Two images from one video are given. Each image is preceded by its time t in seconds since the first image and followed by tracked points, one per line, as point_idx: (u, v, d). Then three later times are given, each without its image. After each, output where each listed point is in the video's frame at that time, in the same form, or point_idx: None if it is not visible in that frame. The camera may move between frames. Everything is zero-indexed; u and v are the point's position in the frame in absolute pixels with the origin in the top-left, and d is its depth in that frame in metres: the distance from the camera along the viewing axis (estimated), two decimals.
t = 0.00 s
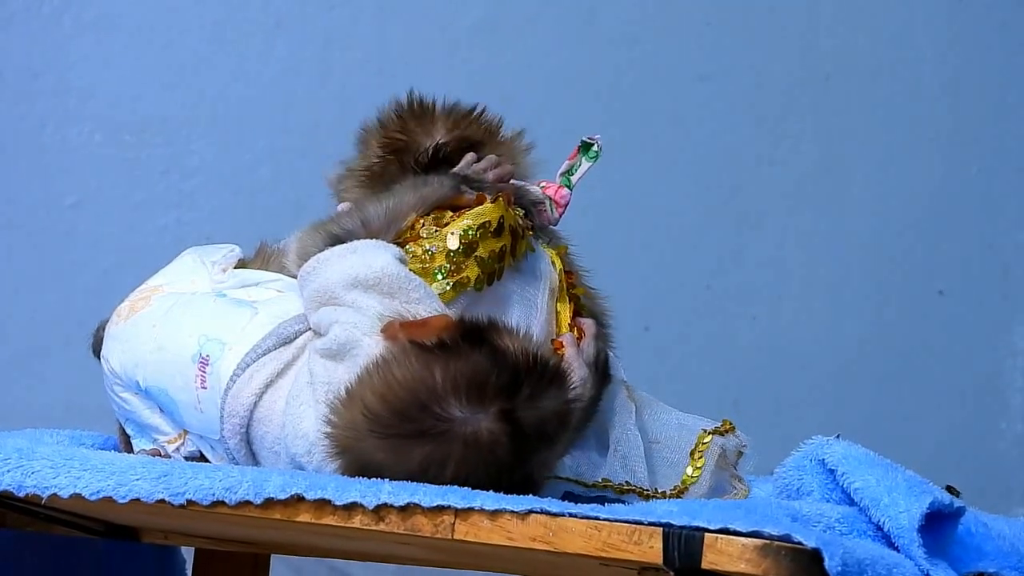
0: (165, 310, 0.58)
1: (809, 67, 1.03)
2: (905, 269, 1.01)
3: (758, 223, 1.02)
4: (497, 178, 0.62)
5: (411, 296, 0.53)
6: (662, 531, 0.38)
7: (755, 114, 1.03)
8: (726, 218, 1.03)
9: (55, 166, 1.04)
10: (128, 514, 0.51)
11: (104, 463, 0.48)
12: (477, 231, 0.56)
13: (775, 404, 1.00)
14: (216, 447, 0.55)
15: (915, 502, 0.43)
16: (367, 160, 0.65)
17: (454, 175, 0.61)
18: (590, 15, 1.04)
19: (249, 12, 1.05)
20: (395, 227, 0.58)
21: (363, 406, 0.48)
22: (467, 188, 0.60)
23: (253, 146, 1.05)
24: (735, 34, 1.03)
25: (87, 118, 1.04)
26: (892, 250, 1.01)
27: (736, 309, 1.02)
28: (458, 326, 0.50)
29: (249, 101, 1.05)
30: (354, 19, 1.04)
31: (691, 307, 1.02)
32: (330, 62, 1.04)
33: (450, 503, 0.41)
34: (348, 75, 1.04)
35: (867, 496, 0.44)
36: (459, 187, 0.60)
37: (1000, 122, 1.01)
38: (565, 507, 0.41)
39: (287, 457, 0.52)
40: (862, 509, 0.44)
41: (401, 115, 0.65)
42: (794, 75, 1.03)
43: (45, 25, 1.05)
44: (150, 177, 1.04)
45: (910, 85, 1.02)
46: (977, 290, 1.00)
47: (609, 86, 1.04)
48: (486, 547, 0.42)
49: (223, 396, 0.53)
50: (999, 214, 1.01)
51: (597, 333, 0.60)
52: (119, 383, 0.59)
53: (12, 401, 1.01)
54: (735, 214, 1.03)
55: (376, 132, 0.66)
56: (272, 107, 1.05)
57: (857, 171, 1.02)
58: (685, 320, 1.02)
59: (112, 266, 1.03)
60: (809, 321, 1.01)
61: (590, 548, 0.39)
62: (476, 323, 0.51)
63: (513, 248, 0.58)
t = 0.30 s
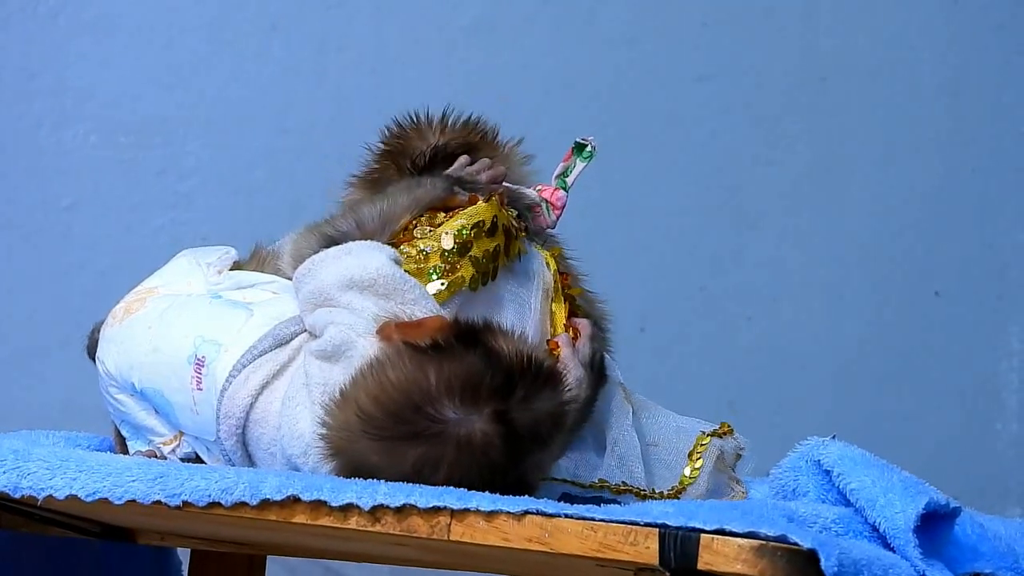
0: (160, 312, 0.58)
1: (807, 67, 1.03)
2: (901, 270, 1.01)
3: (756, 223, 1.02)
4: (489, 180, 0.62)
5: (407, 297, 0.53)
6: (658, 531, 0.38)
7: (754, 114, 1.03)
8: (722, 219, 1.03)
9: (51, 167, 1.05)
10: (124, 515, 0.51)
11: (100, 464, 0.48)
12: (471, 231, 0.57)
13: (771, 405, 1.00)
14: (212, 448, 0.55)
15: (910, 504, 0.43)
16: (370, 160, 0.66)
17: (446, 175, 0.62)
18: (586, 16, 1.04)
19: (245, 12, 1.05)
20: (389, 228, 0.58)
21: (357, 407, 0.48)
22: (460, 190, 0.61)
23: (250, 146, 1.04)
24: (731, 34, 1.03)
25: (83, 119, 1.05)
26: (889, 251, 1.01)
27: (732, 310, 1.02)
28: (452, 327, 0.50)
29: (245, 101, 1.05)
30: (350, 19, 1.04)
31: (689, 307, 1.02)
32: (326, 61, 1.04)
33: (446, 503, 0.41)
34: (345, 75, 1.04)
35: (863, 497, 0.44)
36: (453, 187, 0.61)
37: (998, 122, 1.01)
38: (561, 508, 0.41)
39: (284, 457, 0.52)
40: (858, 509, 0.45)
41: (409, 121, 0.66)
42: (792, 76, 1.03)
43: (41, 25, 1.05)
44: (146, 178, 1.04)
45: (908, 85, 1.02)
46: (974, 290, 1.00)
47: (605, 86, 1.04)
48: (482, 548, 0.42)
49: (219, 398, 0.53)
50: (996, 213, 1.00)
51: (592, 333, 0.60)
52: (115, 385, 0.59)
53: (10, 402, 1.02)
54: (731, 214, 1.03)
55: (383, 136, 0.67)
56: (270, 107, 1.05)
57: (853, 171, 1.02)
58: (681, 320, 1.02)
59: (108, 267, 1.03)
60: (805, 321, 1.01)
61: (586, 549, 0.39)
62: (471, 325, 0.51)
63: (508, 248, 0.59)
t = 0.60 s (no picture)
0: (160, 313, 0.58)
1: (805, 71, 1.03)
2: (898, 273, 1.01)
3: (755, 226, 1.02)
4: (491, 183, 0.62)
5: (405, 299, 0.53)
6: (656, 534, 0.38)
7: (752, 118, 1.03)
8: (720, 222, 1.03)
9: (48, 169, 1.04)
10: (122, 516, 0.51)
11: (97, 466, 0.48)
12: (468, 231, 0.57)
13: (768, 408, 1.00)
14: (210, 450, 0.55)
15: (909, 506, 0.43)
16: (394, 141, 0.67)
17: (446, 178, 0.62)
18: (584, 18, 1.04)
19: (243, 13, 1.05)
20: (387, 229, 0.59)
21: (354, 409, 0.48)
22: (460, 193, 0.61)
23: (248, 148, 1.04)
24: (729, 37, 1.04)
25: (80, 121, 1.04)
26: (887, 254, 1.01)
27: (730, 313, 1.02)
28: (449, 329, 0.50)
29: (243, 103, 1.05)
30: (347, 21, 1.04)
31: (687, 310, 1.02)
32: (324, 63, 1.05)
33: (444, 506, 0.41)
34: (343, 76, 1.04)
35: (861, 500, 0.44)
36: (451, 189, 0.61)
37: (995, 125, 1.01)
38: (559, 510, 0.41)
39: (281, 459, 0.52)
40: (856, 512, 0.45)
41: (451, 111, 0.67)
42: (790, 79, 1.03)
43: (38, 27, 1.05)
44: (144, 180, 1.04)
45: (906, 88, 1.02)
46: (971, 293, 1.00)
47: (603, 88, 1.04)
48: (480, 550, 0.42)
49: (217, 400, 0.53)
50: (994, 216, 1.00)
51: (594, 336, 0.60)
52: (113, 386, 0.59)
53: (6, 404, 1.01)
54: (729, 217, 1.03)
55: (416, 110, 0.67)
56: (269, 109, 1.05)
57: (850, 175, 1.02)
58: (678, 323, 1.02)
59: (104, 269, 1.03)
60: (802, 324, 1.01)
61: (584, 551, 0.39)
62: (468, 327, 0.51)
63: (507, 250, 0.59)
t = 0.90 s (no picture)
0: (159, 315, 0.59)
1: (805, 72, 1.03)
2: (898, 273, 1.01)
3: (755, 227, 1.03)
4: (495, 181, 0.61)
5: (399, 301, 0.53)
6: (656, 535, 0.38)
7: (751, 119, 1.03)
8: (717, 222, 1.03)
9: (47, 170, 1.04)
10: (121, 517, 0.51)
11: (96, 468, 0.48)
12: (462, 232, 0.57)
13: (767, 408, 1.00)
14: (210, 452, 0.55)
15: (909, 507, 0.43)
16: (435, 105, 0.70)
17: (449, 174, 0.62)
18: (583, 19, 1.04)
19: (242, 14, 1.05)
20: (379, 232, 0.59)
21: (347, 420, 0.49)
22: (459, 192, 0.60)
23: (247, 149, 1.04)
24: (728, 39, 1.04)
25: (80, 122, 1.04)
26: (886, 255, 1.01)
27: (728, 313, 1.02)
28: (436, 333, 0.50)
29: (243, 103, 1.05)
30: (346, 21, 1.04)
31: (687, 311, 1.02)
32: (323, 63, 1.04)
33: (443, 507, 0.41)
34: (343, 76, 1.04)
35: (861, 501, 0.44)
36: (450, 188, 0.61)
37: (994, 126, 1.01)
38: (559, 511, 0.41)
39: (281, 461, 0.52)
40: (856, 513, 0.45)
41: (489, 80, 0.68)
42: (789, 80, 1.03)
43: (37, 28, 1.05)
44: (143, 181, 1.04)
45: (905, 89, 1.02)
46: (971, 294, 1.00)
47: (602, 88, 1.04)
48: (480, 551, 0.42)
49: (216, 401, 0.53)
50: (993, 217, 1.00)
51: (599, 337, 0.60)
52: (114, 387, 0.59)
53: (6, 405, 1.02)
54: (728, 218, 1.03)
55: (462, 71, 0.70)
56: (269, 110, 1.05)
57: (850, 175, 1.02)
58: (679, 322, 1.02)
59: (104, 269, 1.03)
60: (802, 325, 1.01)
61: (584, 552, 0.39)
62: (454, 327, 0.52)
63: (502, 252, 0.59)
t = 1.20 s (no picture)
0: (156, 316, 0.59)
1: (804, 72, 1.03)
2: (898, 273, 1.01)
3: (755, 227, 1.03)
4: (498, 182, 0.63)
5: (390, 303, 0.53)
6: (655, 534, 0.38)
7: (751, 120, 1.03)
8: (717, 222, 1.03)
9: (47, 171, 1.04)
10: (117, 518, 0.51)
11: (95, 469, 0.48)
12: (452, 235, 0.58)
13: (767, 407, 1.00)
14: (208, 452, 0.55)
15: (907, 506, 0.43)
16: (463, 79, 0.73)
17: (449, 178, 0.63)
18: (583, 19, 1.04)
19: (243, 15, 1.05)
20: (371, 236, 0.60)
21: (340, 438, 0.49)
22: (454, 196, 0.61)
23: (246, 151, 1.04)
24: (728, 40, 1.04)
25: (80, 123, 1.04)
26: (886, 255, 1.01)
27: (728, 313, 1.02)
28: (409, 333, 0.51)
29: (243, 103, 1.05)
30: (346, 21, 1.04)
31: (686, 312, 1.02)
32: (323, 64, 1.04)
33: (442, 507, 0.41)
34: (342, 76, 1.04)
35: (860, 500, 0.44)
36: (446, 193, 0.61)
37: (994, 125, 1.01)
38: (558, 512, 0.41)
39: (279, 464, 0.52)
40: (855, 512, 0.45)
41: (509, 57, 0.70)
42: (789, 80, 1.03)
43: (37, 29, 1.05)
44: (143, 182, 1.04)
45: (905, 89, 1.02)
46: (971, 293, 1.00)
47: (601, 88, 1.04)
48: (479, 551, 0.42)
49: (213, 402, 0.53)
50: (993, 217, 1.00)
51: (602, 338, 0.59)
52: (113, 389, 0.59)
53: (6, 406, 1.02)
54: (728, 218, 1.03)
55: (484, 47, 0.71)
56: (269, 111, 1.05)
57: (849, 175, 1.02)
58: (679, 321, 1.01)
59: (103, 269, 1.03)
60: (801, 324, 1.01)
61: (583, 552, 0.39)
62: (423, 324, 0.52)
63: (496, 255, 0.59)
